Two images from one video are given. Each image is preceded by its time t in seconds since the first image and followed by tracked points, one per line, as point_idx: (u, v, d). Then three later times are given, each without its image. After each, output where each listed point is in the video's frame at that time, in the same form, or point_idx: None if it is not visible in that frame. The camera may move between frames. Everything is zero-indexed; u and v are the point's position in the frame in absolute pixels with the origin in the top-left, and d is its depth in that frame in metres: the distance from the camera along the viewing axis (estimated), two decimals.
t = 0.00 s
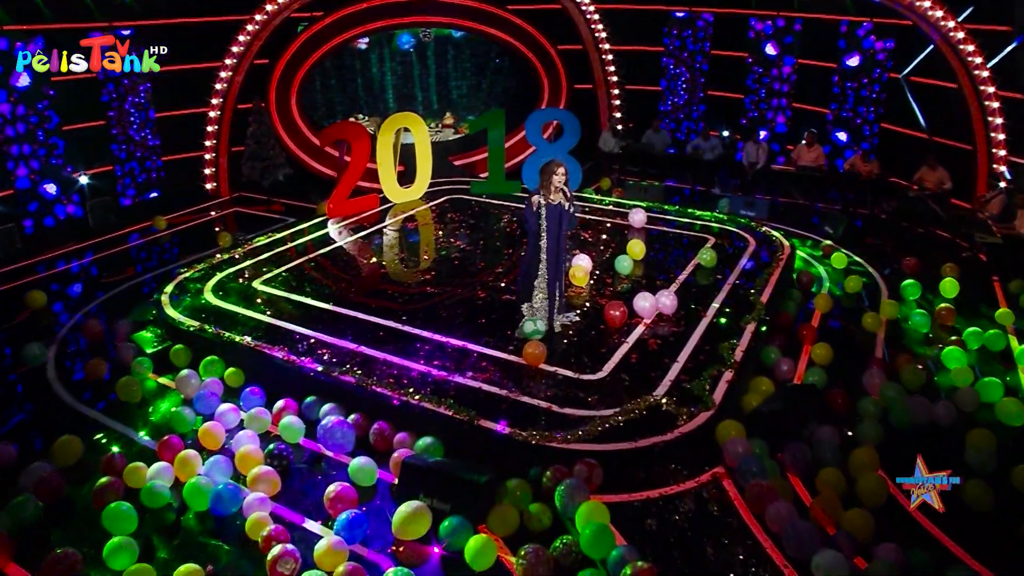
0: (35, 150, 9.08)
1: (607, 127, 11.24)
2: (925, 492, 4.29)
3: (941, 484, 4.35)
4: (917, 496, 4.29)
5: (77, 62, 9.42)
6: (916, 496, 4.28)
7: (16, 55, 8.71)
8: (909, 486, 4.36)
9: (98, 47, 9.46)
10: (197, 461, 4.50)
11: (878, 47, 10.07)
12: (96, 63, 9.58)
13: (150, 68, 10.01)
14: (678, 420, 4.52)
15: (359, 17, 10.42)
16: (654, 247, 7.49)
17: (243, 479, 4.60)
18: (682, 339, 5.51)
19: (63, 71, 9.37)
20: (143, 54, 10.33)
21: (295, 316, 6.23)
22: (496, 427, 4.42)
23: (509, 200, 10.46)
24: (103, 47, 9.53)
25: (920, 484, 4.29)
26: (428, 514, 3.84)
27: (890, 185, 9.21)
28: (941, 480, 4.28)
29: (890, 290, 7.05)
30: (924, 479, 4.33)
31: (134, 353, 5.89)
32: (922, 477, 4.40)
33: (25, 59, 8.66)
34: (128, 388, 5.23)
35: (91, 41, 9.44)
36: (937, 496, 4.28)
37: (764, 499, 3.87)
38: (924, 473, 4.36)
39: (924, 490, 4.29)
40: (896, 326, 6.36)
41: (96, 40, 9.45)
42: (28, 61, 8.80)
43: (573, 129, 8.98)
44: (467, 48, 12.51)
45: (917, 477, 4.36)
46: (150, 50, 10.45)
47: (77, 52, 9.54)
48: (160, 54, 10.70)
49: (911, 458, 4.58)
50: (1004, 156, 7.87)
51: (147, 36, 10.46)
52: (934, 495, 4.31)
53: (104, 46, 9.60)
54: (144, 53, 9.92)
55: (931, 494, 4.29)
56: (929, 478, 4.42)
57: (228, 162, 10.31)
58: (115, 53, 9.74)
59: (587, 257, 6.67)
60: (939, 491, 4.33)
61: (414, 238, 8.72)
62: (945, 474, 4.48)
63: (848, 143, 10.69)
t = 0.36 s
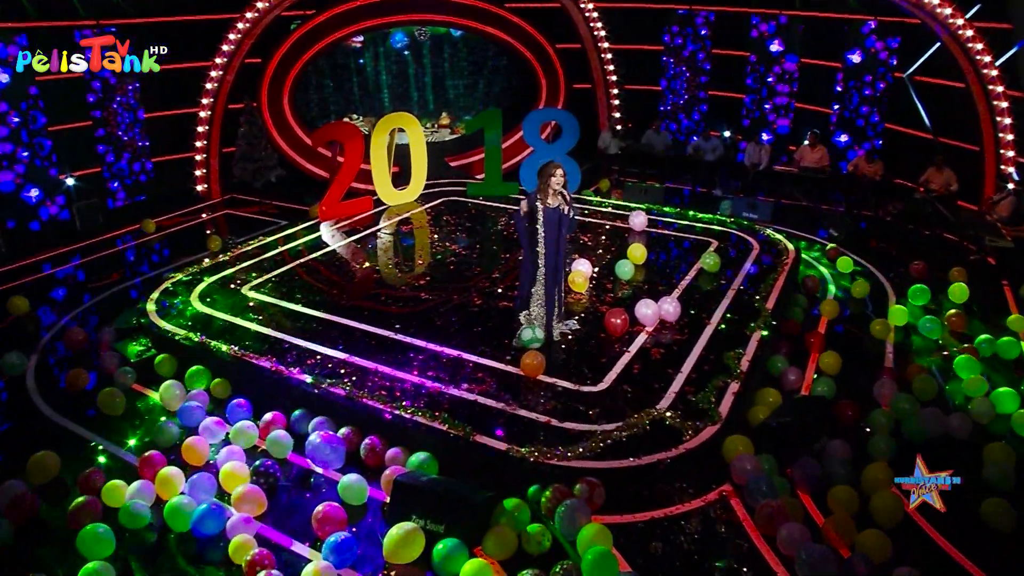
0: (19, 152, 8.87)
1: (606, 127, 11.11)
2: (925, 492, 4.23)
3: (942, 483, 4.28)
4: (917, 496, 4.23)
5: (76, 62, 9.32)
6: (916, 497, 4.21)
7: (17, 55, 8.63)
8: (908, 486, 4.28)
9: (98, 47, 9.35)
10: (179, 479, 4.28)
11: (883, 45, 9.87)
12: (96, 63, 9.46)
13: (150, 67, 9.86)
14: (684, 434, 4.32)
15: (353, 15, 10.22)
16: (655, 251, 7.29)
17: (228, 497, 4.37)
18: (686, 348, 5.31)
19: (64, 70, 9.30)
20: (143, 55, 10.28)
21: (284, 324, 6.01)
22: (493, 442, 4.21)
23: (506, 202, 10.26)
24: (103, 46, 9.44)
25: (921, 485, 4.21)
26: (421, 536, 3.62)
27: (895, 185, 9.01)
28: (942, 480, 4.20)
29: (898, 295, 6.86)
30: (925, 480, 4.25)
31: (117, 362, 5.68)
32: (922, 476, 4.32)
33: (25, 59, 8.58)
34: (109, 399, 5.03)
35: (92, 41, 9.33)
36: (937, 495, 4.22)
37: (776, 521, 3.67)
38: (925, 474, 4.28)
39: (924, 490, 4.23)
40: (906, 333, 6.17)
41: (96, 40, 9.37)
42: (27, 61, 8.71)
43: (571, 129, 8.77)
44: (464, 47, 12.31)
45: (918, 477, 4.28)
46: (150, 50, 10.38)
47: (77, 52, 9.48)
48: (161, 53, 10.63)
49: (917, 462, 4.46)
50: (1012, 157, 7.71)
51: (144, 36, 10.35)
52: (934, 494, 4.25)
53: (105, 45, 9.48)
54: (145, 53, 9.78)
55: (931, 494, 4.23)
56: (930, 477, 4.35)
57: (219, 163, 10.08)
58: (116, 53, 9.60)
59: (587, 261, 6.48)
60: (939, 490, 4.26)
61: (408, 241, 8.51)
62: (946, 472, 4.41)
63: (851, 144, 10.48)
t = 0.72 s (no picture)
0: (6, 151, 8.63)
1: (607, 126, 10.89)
2: (926, 492, 4.01)
3: (941, 484, 4.09)
4: (917, 496, 3.99)
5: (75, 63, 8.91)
6: (918, 496, 3.97)
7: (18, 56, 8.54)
8: (909, 485, 4.03)
9: (96, 47, 8.79)
10: (163, 496, 4.07)
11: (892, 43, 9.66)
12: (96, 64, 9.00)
13: (150, 68, 9.48)
14: (693, 451, 4.11)
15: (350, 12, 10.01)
16: (659, 255, 7.09)
17: (215, 516, 4.16)
18: (693, 357, 5.11)
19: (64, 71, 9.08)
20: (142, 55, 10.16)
21: (275, 331, 5.81)
22: (492, 458, 4.01)
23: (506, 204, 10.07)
24: (102, 46, 8.86)
25: (924, 484, 3.98)
26: (417, 560, 3.42)
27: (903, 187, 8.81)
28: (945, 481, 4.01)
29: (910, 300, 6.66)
30: (926, 479, 4.03)
31: (104, 371, 5.47)
32: (922, 475, 4.09)
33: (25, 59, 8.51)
34: (94, 411, 4.83)
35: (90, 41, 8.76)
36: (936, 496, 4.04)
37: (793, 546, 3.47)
38: (927, 473, 4.05)
39: (927, 490, 4.00)
40: (919, 341, 5.97)
41: (97, 40, 8.80)
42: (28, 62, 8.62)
43: (574, 129, 8.63)
44: (464, 46, 12.10)
45: (920, 476, 4.05)
46: (149, 50, 10.25)
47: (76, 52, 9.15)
48: (161, 53, 10.52)
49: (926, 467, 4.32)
50: None
51: (143, 36, 10.21)
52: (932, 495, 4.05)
53: (105, 45, 8.95)
54: (145, 52, 9.44)
55: (931, 495, 4.02)
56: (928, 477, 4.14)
57: (213, 163, 9.88)
58: (116, 53, 9.11)
59: (591, 265, 6.30)
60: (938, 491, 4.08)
61: (406, 244, 8.31)
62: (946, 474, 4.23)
63: (857, 144, 10.30)
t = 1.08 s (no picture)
0: None
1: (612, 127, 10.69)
2: (928, 492, 3.89)
3: (942, 484, 3.98)
4: (918, 496, 3.86)
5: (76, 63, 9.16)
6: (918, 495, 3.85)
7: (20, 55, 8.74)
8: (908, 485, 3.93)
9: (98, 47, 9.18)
10: (152, 515, 3.87)
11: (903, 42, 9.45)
12: (97, 64, 9.29)
13: (150, 68, 9.99)
14: (709, 469, 3.91)
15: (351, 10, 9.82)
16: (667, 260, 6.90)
17: (206, 536, 3.96)
18: (706, 367, 4.91)
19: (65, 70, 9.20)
20: (143, 54, 10.04)
21: (271, 339, 5.61)
22: (498, 477, 3.82)
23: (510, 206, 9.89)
24: (103, 47, 9.26)
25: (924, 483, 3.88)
26: None
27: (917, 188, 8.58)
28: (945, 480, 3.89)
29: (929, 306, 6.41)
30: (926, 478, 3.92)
31: (94, 380, 5.28)
32: (922, 476, 3.98)
33: (26, 59, 8.61)
34: (81, 423, 4.63)
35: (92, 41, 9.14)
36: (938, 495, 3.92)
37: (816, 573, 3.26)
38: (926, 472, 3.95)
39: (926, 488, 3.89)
40: (939, 350, 5.76)
41: (96, 40, 9.17)
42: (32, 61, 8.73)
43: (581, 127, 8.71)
44: (467, 44, 11.90)
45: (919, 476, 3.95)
46: (150, 50, 10.12)
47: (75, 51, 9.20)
48: (160, 53, 10.38)
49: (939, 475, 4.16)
50: None
51: (144, 36, 10.09)
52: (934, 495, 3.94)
53: (105, 45, 9.31)
54: (144, 52, 9.88)
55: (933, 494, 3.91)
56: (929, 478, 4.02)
57: (211, 164, 9.71)
58: (116, 52, 9.45)
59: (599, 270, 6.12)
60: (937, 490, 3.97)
61: (407, 248, 8.12)
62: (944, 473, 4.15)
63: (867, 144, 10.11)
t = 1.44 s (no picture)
0: None
1: (618, 128, 10.50)
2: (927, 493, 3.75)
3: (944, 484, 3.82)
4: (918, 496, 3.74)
5: (75, 63, 8.84)
6: (918, 497, 3.72)
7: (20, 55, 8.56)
8: (907, 485, 3.78)
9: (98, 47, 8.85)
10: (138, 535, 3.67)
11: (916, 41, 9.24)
12: (96, 64, 9.00)
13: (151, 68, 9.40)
14: (725, 487, 3.71)
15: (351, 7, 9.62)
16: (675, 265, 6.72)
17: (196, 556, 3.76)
18: (719, 378, 4.71)
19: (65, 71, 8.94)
20: (142, 54, 9.93)
21: (266, 347, 5.42)
22: (503, 496, 3.63)
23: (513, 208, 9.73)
24: (102, 48, 8.93)
25: (925, 484, 3.72)
26: None
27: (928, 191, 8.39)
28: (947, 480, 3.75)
29: (945, 313, 6.21)
30: (926, 478, 3.77)
31: (83, 389, 5.08)
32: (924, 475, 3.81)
33: (27, 59, 8.45)
34: (68, 435, 4.44)
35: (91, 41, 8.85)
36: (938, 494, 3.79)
37: None
38: (927, 471, 3.79)
39: (926, 489, 3.75)
40: (958, 359, 5.55)
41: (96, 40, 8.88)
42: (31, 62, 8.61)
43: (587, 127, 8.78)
44: (469, 42, 11.69)
45: (919, 474, 3.79)
46: (150, 50, 10.02)
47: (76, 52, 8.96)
48: (160, 53, 10.24)
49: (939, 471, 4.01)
50: None
51: (143, 35, 10.00)
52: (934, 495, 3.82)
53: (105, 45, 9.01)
54: (146, 52, 9.33)
55: (933, 494, 3.78)
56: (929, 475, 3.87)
57: (208, 164, 9.51)
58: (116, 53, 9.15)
59: (606, 276, 5.95)
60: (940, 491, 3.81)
61: (408, 251, 7.94)
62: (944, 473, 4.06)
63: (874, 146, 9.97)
